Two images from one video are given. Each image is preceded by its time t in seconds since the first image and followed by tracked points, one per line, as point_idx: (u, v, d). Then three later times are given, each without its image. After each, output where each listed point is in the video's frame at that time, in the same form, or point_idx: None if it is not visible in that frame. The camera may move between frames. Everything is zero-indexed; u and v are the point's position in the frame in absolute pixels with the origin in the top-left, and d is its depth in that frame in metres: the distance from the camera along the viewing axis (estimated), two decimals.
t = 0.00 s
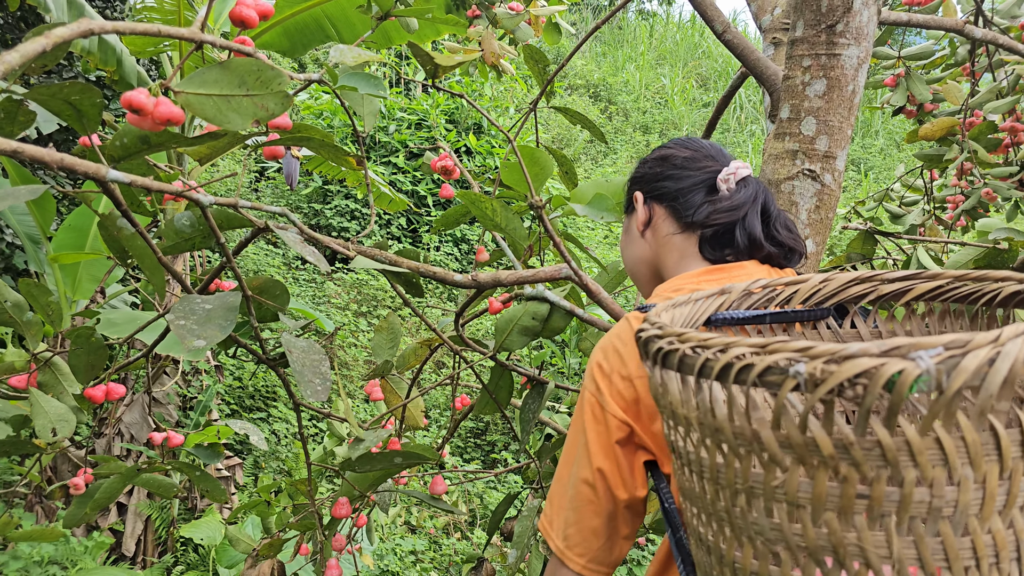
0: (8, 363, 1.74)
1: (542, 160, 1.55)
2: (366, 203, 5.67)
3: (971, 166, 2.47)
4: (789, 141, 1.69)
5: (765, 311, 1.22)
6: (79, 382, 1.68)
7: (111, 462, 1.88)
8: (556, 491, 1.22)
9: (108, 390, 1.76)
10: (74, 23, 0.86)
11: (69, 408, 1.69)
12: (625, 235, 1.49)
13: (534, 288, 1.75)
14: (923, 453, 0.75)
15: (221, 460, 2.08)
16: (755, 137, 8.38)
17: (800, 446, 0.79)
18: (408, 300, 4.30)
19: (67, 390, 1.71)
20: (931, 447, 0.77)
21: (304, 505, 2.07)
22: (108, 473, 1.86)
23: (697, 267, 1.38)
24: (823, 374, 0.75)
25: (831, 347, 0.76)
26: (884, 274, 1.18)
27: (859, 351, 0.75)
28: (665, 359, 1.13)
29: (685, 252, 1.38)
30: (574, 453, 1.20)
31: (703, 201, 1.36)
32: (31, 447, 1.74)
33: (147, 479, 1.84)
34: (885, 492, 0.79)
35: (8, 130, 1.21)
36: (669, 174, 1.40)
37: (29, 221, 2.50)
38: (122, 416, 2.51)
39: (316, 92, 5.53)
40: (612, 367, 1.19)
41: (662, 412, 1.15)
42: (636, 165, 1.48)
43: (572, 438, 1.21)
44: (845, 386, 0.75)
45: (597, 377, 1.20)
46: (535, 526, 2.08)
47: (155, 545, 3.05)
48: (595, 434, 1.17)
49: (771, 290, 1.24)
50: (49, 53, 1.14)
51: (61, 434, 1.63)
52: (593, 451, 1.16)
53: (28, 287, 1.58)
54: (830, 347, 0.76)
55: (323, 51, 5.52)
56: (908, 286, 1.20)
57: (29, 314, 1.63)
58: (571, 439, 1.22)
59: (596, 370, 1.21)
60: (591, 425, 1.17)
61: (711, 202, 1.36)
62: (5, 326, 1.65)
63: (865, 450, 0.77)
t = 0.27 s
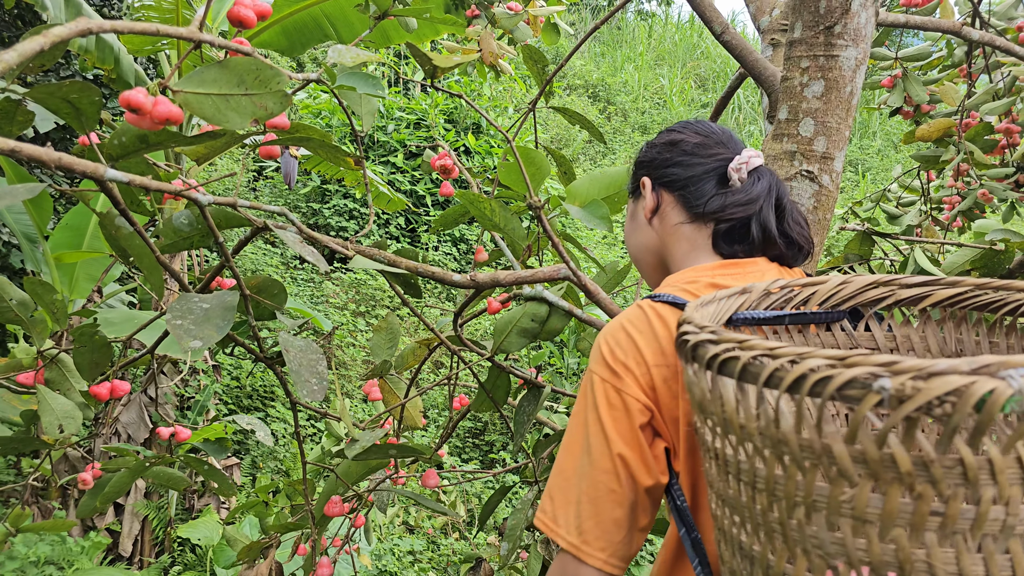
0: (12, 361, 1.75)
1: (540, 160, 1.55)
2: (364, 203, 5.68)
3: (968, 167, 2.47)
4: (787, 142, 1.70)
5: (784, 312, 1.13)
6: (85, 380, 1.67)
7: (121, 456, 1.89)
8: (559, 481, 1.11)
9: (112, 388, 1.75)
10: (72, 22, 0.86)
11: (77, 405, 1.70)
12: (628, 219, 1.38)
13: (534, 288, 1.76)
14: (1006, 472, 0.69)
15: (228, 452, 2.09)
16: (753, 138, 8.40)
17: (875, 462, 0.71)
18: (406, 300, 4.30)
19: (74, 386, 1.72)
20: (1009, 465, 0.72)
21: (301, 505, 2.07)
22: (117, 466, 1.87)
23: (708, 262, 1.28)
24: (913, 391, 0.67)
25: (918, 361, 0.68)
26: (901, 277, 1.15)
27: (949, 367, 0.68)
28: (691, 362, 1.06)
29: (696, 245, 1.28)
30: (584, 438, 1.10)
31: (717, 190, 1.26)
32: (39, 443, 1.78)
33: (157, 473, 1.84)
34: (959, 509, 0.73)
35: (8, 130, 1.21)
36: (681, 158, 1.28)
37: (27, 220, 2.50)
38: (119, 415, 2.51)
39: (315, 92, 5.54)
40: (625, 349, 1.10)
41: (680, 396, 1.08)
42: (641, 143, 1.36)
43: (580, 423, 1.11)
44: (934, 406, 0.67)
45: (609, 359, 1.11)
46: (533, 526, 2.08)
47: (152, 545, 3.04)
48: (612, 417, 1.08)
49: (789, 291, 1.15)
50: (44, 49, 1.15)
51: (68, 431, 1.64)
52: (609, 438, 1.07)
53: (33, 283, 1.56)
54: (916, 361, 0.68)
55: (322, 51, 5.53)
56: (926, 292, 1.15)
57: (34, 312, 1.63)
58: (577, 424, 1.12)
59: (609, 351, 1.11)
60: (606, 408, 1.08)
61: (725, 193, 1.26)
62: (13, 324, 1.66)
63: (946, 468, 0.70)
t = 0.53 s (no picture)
0: (19, 356, 1.75)
1: (535, 160, 1.57)
2: (363, 202, 5.67)
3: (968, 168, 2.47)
4: (786, 142, 1.70)
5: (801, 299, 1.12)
6: (88, 376, 1.66)
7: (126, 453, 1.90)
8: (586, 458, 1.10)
9: (115, 384, 1.75)
10: (74, 21, 0.86)
11: (80, 399, 1.70)
12: (639, 208, 1.33)
13: (533, 288, 1.75)
14: None
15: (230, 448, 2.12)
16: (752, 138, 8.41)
17: (914, 435, 0.71)
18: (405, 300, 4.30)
19: (78, 382, 1.72)
20: None
21: (300, 504, 2.07)
22: (120, 462, 1.86)
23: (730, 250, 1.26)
24: (956, 362, 0.69)
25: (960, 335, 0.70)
26: (917, 269, 1.15)
27: (992, 340, 0.70)
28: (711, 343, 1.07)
29: (719, 234, 1.26)
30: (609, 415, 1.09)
31: (744, 180, 1.26)
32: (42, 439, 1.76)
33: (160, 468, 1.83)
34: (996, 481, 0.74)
35: (7, 127, 1.21)
36: (706, 145, 1.25)
37: (26, 219, 2.49)
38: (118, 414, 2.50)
39: (314, 91, 5.54)
40: (647, 328, 1.10)
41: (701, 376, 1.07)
42: (650, 128, 1.30)
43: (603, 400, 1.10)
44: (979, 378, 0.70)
45: (631, 337, 1.10)
46: (531, 525, 2.08)
47: (150, 544, 3.05)
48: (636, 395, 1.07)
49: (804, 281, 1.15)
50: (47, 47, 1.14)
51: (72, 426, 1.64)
52: (634, 415, 1.06)
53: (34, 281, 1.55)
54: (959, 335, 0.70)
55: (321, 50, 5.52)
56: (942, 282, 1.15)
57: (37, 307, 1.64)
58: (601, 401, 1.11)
59: (631, 329, 1.10)
60: (629, 386, 1.07)
61: (753, 182, 1.27)
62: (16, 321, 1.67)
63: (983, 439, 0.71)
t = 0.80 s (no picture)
0: (15, 356, 1.74)
1: (534, 162, 1.55)
2: (362, 202, 5.67)
3: (967, 168, 2.47)
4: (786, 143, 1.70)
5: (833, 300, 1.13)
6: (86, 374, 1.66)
7: (121, 452, 1.89)
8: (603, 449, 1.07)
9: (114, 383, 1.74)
10: (63, 13, 0.86)
11: (78, 400, 1.70)
12: (654, 204, 1.28)
13: (531, 288, 1.75)
14: None
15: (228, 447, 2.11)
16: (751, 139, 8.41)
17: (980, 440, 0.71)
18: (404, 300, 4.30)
19: (74, 382, 1.71)
20: None
21: (299, 505, 2.07)
22: (116, 462, 1.87)
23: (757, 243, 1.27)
24: None
25: None
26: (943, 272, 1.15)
27: None
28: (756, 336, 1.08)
29: (740, 226, 1.28)
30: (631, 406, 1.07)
31: (760, 170, 1.30)
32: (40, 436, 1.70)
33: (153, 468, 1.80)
34: None
35: (16, 129, 1.20)
36: (722, 137, 1.28)
37: (25, 218, 2.49)
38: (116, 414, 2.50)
39: (313, 91, 5.54)
40: (674, 319, 1.09)
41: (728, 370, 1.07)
42: (656, 121, 1.29)
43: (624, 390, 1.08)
44: None
45: (656, 328, 1.09)
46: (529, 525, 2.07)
47: (149, 544, 3.04)
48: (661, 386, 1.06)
49: (835, 281, 1.15)
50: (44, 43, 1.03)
51: (71, 427, 1.64)
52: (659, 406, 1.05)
53: (33, 283, 1.55)
54: None
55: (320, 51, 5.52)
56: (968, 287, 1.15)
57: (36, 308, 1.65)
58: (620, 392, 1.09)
59: (655, 320, 1.10)
60: (655, 377, 1.06)
61: (769, 173, 1.31)
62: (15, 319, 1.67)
63: None
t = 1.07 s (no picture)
0: (17, 350, 1.75)
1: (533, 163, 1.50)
2: (362, 203, 5.67)
3: (965, 169, 2.48)
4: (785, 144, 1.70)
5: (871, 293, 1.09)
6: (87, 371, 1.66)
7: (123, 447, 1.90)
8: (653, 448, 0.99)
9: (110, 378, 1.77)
10: (65, 14, 0.86)
11: (76, 394, 1.69)
12: (671, 201, 1.23)
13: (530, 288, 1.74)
14: None
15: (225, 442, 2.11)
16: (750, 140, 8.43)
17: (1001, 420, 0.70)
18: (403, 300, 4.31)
19: (74, 376, 1.71)
20: None
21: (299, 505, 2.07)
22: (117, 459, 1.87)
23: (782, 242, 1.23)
24: None
25: None
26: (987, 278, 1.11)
27: None
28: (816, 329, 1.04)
29: (761, 224, 1.23)
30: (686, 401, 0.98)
31: (779, 168, 1.27)
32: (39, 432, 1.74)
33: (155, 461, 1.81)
34: None
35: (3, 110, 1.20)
36: (739, 133, 1.26)
37: (25, 218, 2.49)
38: (115, 414, 2.50)
39: (313, 92, 5.54)
40: (726, 312, 1.02)
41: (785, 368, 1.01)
42: (670, 117, 1.26)
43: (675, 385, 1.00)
44: None
45: (708, 318, 1.02)
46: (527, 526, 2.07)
47: (147, 545, 3.04)
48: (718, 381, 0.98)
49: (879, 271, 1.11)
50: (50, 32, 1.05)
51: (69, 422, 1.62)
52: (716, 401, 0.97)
53: (33, 276, 1.56)
54: None
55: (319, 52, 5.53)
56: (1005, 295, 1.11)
57: (36, 303, 1.64)
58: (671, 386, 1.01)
59: (707, 310, 1.03)
60: (711, 370, 0.99)
61: (787, 169, 1.28)
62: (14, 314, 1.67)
63: None
